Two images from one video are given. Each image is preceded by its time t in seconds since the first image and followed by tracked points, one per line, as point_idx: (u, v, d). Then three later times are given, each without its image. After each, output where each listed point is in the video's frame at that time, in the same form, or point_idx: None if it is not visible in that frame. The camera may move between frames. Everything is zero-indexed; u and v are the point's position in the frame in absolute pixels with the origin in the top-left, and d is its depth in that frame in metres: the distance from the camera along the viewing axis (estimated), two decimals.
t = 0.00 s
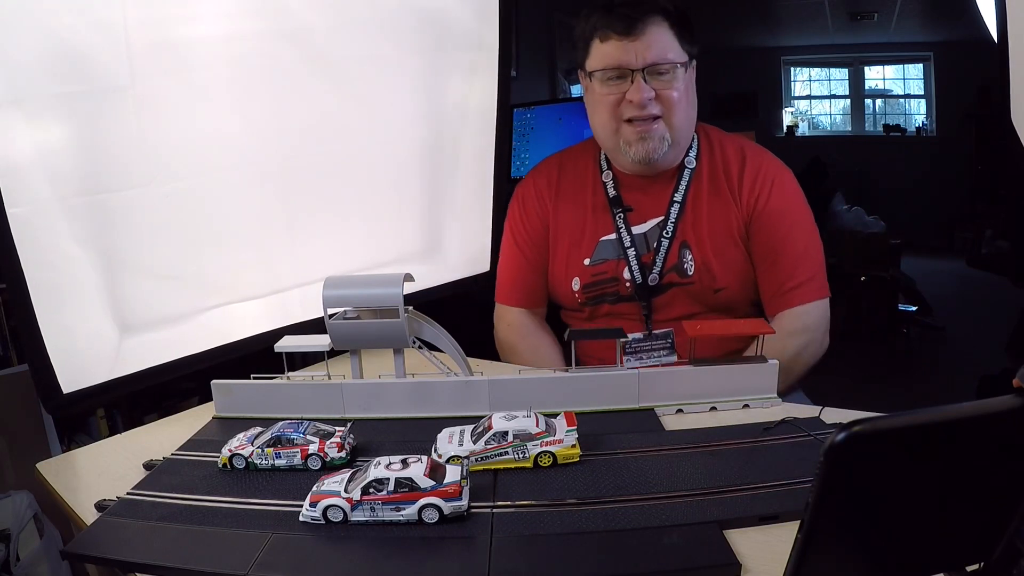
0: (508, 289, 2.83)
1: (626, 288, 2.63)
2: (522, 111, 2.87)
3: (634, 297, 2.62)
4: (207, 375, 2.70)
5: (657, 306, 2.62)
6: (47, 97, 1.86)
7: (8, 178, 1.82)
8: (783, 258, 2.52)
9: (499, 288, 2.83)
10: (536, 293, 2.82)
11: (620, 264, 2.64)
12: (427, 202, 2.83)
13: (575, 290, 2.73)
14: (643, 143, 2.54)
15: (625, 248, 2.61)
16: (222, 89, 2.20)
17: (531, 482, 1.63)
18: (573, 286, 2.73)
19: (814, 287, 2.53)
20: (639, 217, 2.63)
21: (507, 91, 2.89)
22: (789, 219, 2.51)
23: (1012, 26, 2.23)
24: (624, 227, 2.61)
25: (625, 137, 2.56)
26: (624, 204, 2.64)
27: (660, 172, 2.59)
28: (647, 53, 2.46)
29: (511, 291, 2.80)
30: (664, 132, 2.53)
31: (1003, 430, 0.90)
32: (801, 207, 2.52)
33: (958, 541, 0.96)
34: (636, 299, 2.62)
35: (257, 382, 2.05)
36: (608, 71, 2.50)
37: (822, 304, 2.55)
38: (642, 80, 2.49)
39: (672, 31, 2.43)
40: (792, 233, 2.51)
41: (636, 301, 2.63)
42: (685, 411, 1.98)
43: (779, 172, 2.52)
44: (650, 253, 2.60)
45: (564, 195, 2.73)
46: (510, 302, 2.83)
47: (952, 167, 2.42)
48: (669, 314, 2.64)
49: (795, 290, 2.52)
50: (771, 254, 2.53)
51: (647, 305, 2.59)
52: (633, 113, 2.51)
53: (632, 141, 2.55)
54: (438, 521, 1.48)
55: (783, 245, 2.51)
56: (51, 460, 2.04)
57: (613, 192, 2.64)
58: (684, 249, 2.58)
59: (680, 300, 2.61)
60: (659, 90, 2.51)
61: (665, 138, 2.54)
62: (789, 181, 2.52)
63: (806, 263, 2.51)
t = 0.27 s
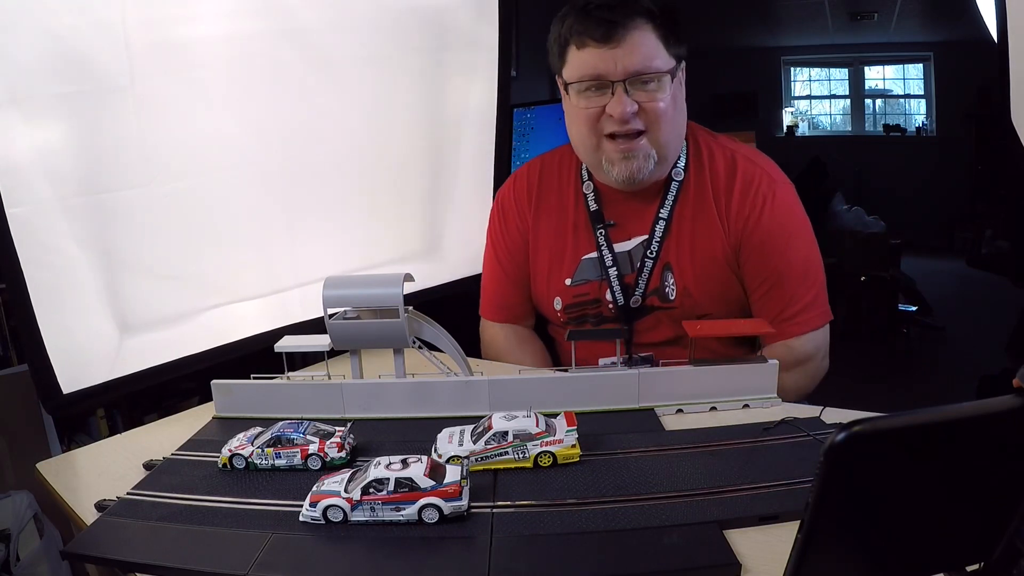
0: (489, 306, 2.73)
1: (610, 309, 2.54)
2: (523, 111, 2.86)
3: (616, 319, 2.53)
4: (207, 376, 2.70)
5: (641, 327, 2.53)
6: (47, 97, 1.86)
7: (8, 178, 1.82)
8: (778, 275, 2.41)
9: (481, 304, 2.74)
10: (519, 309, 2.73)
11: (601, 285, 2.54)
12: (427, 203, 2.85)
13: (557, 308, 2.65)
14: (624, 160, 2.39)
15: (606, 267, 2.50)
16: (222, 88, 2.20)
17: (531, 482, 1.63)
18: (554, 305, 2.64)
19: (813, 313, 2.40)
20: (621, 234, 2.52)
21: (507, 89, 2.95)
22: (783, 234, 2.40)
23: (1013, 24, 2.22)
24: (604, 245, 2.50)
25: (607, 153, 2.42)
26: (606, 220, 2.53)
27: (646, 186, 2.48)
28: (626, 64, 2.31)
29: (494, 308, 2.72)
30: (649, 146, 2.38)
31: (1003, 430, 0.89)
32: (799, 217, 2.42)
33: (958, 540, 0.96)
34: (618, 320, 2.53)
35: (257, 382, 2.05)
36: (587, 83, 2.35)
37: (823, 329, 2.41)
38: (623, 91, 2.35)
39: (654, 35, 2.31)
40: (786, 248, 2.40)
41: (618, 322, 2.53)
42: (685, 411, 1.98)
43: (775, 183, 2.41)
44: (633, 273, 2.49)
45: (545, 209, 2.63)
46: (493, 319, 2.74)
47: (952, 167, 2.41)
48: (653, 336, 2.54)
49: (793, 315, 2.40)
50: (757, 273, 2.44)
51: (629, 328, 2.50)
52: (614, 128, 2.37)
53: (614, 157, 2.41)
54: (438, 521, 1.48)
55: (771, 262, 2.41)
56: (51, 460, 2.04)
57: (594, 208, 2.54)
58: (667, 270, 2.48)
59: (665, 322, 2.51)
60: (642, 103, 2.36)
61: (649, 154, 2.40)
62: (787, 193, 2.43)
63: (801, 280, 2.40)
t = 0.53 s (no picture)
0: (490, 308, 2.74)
1: (613, 311, 2.55)
2: (523, 111, 2.85)
3: (619, 320, 2.54)
4: (207, 375, 2.70)
5: (643, 329, 2.54)
6: (48, 97, 1.86)
7: (8, 178, 1.82)
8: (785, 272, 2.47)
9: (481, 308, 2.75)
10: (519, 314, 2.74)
11: (604, 287, 2.55)
12: (427, 203, 2.85)
13: (559, 310, 2.66)
14: (612, 171, 2.41)
15: (607, 269, 2.51)
16: (222, 88, 2.20)
17: (531, 482, 1.63)
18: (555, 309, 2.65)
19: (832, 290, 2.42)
20: (622, 236, 2.54)
21: (507, 91, 2.94)
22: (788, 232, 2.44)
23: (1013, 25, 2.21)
24: (605, 247, 2.52)
25: (593, 165, 2.44)
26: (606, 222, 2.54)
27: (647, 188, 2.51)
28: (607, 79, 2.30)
29: (494, 311, 2.72)
30: (635, 157, 2.39)
31: (1003, 431, 0.89)
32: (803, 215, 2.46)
33: (958, 541, 0.96)
34: (621, 322, 2.55)
35: (257, 382, 2.05)
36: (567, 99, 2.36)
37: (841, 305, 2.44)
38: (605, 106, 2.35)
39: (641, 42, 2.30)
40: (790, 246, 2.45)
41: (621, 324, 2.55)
42: (685, 411, 1.98)
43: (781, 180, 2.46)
44: (636, 275, 2.51)
45: (543, 212, 2.63)
46: (494, 322, 2.75)
47: (952, 167, 2.41)
48: (655, 337, 2.54)
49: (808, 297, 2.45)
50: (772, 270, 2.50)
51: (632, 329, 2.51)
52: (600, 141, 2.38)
53: (600, 169, 2.43)
54: (438, 521, 1.48)
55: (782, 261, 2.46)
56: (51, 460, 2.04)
57: (593, 210, 2.55)
58: (674, 271, 2.49)
59: (668, 322, 2.52)
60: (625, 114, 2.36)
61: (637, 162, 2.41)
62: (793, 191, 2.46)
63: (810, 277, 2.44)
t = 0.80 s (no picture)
0: (503, 301, 2.73)
1: (627, 298, 2.57)
2: (522, 111, 2.90)
3: (634, 307, 2.56)
4: (206, 375, 2.70)
5: (656, 315, 2.58)
6: (47, 97, 1.86)
7: (8, 178, 1.82)
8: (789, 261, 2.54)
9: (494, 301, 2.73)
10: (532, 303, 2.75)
11: (618, 274, 2.58)
12: (427, 202, 2.85)
13: (573, 300, 2.67)
14: (620, 161, 2.47)
15: (621, 257, 2.55)
16: (223, 88, 2.20)
17: (531, 482, 1.63)
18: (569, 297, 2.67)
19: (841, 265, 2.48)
20: (633, 225, 2.59)
21: (507, 91, 2.95)
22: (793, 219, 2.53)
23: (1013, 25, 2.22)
24: (618, 236, 2.56)
25: (602, 155, 2.50)
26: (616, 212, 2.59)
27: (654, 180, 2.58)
28: (613, 73, 2.37)
29: (508, 304, 2.71)
30: (642, 147, 2.45)
31: (1003, 431, 0.89)
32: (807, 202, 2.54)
33: (958, 541, 0.96)
34: (635, 309, 2.57)
35: (257, 382, 2.05)
36: (576, 93, 2.41)
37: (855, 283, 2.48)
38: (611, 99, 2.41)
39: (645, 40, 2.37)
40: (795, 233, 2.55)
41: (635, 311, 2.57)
42: (685, 411, 1.98)
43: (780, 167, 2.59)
44: (649, 261, 2.55)
45: (556, 205, 2.68)
46: (507, 315, 2.74)
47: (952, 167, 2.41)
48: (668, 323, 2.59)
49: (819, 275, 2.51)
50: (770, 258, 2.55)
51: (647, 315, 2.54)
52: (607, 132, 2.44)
53: (609, 159, 2.49)
54: (438, 521, 1.48)
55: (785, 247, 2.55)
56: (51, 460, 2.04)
57: (605, 201, 2.60)
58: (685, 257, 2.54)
59: (681, 309, 2.57)
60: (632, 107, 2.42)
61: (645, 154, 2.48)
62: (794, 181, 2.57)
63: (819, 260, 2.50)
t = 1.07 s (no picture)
0: (511, 294, 2.79)
1: (629, 286, 2.63)
2: (522, 112, 3.09)
3: (635, 295, 2.62)
4: (207, 375, 2.70)
5: (657, 302, 2.63)
6: (47, 97, 1.86)
7: (7, 178, 1.82)
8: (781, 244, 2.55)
9: (502, 296, 2.80)
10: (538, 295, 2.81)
11: (619, 263, 2.64)
12: (428, 202, 2.85)
13: (576, 291, 2.73)
14: (614, 151, 2.61)
15: (621, 247, 2.62)
16: (223, 88, 2.20)
17: (531, 482, 1.63)
18: (573, 288, 2.73)
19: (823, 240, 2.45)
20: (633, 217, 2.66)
21: (507, 90, 2.99)
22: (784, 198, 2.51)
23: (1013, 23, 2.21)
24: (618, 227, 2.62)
25: (598, 146, 2.65)
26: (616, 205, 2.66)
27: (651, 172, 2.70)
28: (611, 65, 2.51)
29: (515, 297, 2.78)
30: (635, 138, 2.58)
31: (1003, 431, 0.89)
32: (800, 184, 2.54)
33: (958, 541, 0.96)
34: (636, 297, 2.62)
35: (257, 382, 2.05)
36: (576, 85, 2.55)
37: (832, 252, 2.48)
38: (608, 92, 2.55)
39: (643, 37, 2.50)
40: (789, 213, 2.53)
41: (637, 299, 2.63)
42: (685, 411, 1.98)
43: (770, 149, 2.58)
44: (648, 250, 2.61)
45: (559, 199, 2.77)
46: (515, 307, 2.80)
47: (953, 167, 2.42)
48: (670, 309, 2.64)
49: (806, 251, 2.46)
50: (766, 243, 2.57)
51: (648, 303, 2.60)
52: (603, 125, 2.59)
53: (604, 149, 2.64)
54: (438, 521, 1.48)
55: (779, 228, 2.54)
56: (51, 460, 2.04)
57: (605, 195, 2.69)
58: (682, 244, 2.60)
59: (682, 294, 2.62)
60: (628, 99, 2.54)
61: (639, 144, 2.60)
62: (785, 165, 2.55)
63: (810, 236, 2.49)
